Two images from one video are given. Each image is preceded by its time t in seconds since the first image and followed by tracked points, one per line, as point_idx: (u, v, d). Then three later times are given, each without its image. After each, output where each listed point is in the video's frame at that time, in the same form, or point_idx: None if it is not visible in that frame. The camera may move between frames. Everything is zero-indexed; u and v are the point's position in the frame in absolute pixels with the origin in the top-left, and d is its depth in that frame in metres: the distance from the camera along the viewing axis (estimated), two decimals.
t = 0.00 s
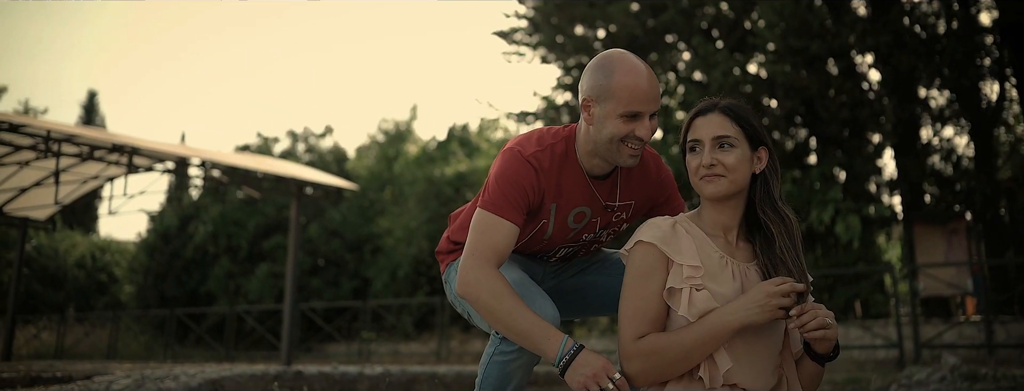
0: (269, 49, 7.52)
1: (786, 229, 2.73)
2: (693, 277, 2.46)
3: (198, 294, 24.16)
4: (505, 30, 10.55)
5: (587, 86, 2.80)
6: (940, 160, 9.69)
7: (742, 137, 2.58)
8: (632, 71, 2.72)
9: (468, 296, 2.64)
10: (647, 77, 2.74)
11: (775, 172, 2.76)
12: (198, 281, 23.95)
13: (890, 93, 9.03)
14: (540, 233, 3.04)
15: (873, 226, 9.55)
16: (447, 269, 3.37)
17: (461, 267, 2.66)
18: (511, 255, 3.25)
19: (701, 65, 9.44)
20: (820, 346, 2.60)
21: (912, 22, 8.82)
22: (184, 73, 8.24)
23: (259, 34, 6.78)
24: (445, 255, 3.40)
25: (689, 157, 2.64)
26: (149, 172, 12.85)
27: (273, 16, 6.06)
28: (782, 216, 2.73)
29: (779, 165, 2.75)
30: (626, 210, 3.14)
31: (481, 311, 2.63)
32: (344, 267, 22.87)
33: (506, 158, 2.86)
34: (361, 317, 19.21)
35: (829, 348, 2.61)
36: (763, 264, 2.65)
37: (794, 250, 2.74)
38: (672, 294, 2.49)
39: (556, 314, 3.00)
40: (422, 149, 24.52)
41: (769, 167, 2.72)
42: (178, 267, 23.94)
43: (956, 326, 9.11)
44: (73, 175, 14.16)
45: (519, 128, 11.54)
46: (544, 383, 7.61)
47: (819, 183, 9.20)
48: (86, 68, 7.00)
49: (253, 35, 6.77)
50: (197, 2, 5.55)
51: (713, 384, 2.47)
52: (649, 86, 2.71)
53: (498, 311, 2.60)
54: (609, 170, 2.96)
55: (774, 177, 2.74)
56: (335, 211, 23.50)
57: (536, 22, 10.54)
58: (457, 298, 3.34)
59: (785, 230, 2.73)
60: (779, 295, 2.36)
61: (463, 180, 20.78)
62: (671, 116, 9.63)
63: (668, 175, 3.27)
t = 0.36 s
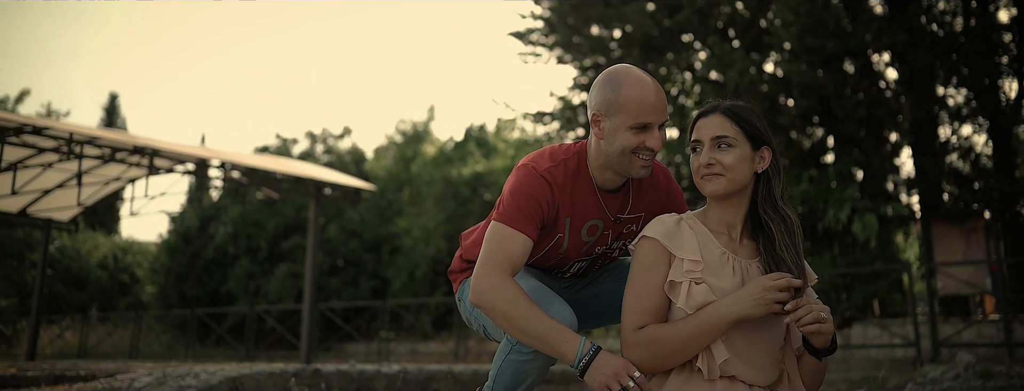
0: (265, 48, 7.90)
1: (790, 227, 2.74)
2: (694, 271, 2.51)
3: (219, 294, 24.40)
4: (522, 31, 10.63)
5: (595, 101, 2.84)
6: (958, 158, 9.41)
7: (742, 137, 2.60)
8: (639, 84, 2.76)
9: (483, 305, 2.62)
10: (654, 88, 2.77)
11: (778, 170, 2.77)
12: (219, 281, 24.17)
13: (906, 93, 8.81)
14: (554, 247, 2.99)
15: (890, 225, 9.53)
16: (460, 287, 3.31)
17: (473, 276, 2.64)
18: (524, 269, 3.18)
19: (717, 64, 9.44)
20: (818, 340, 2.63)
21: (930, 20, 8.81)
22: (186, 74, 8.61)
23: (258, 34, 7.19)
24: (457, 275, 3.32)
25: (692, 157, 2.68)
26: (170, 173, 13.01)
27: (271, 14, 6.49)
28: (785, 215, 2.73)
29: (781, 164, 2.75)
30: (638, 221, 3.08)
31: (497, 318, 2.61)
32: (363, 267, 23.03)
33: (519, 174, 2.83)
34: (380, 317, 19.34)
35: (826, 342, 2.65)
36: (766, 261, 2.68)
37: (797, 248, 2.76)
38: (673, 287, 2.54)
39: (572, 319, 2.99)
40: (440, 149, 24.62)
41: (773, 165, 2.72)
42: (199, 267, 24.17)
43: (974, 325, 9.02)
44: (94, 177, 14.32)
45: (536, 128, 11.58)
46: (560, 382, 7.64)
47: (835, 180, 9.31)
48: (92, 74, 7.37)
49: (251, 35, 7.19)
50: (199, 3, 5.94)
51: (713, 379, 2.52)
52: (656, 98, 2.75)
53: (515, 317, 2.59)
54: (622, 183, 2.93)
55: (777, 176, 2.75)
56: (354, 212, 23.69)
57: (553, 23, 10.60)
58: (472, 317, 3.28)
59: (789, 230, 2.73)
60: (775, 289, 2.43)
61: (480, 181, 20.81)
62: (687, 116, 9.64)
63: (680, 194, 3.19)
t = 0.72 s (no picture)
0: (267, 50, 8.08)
1: (795, 226, 2.71)
2: (696, 267, 2.55)
3: (238, 293, 24.59)
4: (537, 31, 10.68)
5: (601, 111, 2.85)
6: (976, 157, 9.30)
7: (742, 137, 2.62)
8: (644, 92, 2.77)
9: (496, 307, 2.61)
10: (659, 97, 2.79)
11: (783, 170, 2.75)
12: (239, 281, 24.28)
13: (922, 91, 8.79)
14: (568, 257, 2.97)
15: (907, 224, 9.51)
16: (473, 302, 3.27)
17: (486, 278, 2.63)
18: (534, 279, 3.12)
19: (733, 63, 9.45)
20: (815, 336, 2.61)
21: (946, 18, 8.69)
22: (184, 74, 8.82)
23: (259, 35, 7.34)
24: (469, 290, 3.29)
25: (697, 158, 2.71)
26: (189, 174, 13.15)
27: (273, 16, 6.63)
28: (787, 215, 2.70)
29: (786, 163, 2.73)
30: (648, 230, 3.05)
31: (509, 319, 2.61)
32: (381, 267, 23.17)
33: (530, 184, 2.82)
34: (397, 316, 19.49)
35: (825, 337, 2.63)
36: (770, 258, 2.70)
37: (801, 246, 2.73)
38: (676, 281, 2.59)
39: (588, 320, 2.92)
40: (456, 148, 24.69)
41: (776, 165, 2.71)
42: (218, 267, 24.38)
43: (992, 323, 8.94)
44: (114, 178, 14.50)
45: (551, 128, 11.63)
46: (575, 381, 7.69)
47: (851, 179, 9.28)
48: (95, 73, 7.62)
49: (253, 35, 7.32)
50: (197, 3, 6.15)
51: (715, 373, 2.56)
52: (661, 106, 2.77)
53: (527, 317, 2.59)
54: (633, 191, 2.91)
55: (782, 175, 2.72)
56: (371, 212, 23.86)
57: (568, 23, 10.65)
58: (487, 330, 3.22)
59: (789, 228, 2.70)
60: (771, 283, 2.46)
61: (496, 180, 20.83)
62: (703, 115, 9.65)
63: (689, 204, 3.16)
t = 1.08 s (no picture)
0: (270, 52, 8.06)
1: (801, 225, 2.64)
2: (699, 261, 2.56)
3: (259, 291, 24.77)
4: (554, 29, 10.70)
5: (606, 120, 2.88)
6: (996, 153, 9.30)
7: (743, 136, 2.59)
8: (650, 98, 2.79)
9: (509, 306, 2.64)
10: (664, 103, 2.81)
11: (793, 168, 2.68)
12: (259, 278, 24.47)
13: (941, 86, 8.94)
14: (580, 262, 2.97)
15: (926, 220, 9.45)
16: (486, 313, 3.26)
17: (497, 280, 2.66)
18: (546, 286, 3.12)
19: (750, 59, 9.43)
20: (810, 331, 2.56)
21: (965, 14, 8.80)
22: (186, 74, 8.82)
23: (258, 35, 7.25)
24: (482, 301, 3.29)
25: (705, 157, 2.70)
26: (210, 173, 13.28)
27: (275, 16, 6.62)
28: (788, 213, 2.63)
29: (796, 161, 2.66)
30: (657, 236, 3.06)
31: (523, 318, 2.64)
32: (400, 265, 23.31)
33: (543, 190, 2.83)
34: (415, 313, 19.57)
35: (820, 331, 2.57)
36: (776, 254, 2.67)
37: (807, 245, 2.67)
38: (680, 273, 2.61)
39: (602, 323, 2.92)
40: (474, 146, 24.74)
41: (781, 163, 2.65)
42: (239, 264, 24.59)
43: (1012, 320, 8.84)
44: (136, 177, 14.66)
45: (569, 125, 11.66)
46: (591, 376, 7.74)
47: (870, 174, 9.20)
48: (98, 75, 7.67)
49: (253, 35, 7.26)
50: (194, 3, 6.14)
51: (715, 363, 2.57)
52: (666, 111, 2.79)
53: (541, 316, 2.62)
54: (643, 197, 2.92)
55: (791, 173, 2.66)
56: (390, 210, 23.99)
57: (584, 20, 10.68)
58: (500, 338, 3.18)
59: (790, 227, 2.62)
60: (766, 279, 2.47)
61: (514, 178, 20.87)
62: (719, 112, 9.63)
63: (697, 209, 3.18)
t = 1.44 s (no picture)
0: (276, 50, 8.07)
1: (805, 220, 2.60)
2: (703, 256, 2.58)
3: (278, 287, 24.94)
4: (569, 24, 10.68)
5: (611, 124, 2.92)
6: (1013, 147, 9.25)
7: (745, 133, 2.59)
8: (654, 100, 2.84)
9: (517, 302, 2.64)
10: (669, 106, 2.86)
11: (798, 165, 2.64)
12: (278, 274, 24.65)
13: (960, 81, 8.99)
14: (588, 262, 2.99)
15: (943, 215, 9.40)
16: (494, 315, 3.25)
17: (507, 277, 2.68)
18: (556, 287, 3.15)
19: (765, 54, 9.44)
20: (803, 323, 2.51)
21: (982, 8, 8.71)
22: (196, 71, 8.82)
23: (270, 33, 7.24)
24: (491, 304, 3.29)
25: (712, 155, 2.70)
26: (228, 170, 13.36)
27: (281, 10, 6.63)
28: (788, 207, 2.59)
29: (802, 157, 2.63)
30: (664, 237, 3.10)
31: (538, 317, 2.63)
32: (417, 260, 23.41)
33: (554, 191, 2.86)
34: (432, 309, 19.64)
35: (816, 321, 2.51)
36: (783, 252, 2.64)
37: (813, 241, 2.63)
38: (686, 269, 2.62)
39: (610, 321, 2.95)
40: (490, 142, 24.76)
41: (784, 160, 2.61)
42: (257, 260, 24.79)
43: None
44: (156, 174, 14.79)
45: (585, 121, 11.66)
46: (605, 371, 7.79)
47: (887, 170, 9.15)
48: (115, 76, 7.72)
49: (263, 33, 7.24)
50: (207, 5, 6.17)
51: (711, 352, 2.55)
52: (671, 114, 2.83)
53: (551, 312, 2.62)
54: (650, 197, 2.95)
55: (797, 170, 2.63)
56: (407, 206, 24.08)
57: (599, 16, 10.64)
58: (508, 340, 3.17)
59: (790, 224, 2.58)
60: (765, 272, 2.46)
61: (530, 174, 20.92)
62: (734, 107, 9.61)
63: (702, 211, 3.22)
